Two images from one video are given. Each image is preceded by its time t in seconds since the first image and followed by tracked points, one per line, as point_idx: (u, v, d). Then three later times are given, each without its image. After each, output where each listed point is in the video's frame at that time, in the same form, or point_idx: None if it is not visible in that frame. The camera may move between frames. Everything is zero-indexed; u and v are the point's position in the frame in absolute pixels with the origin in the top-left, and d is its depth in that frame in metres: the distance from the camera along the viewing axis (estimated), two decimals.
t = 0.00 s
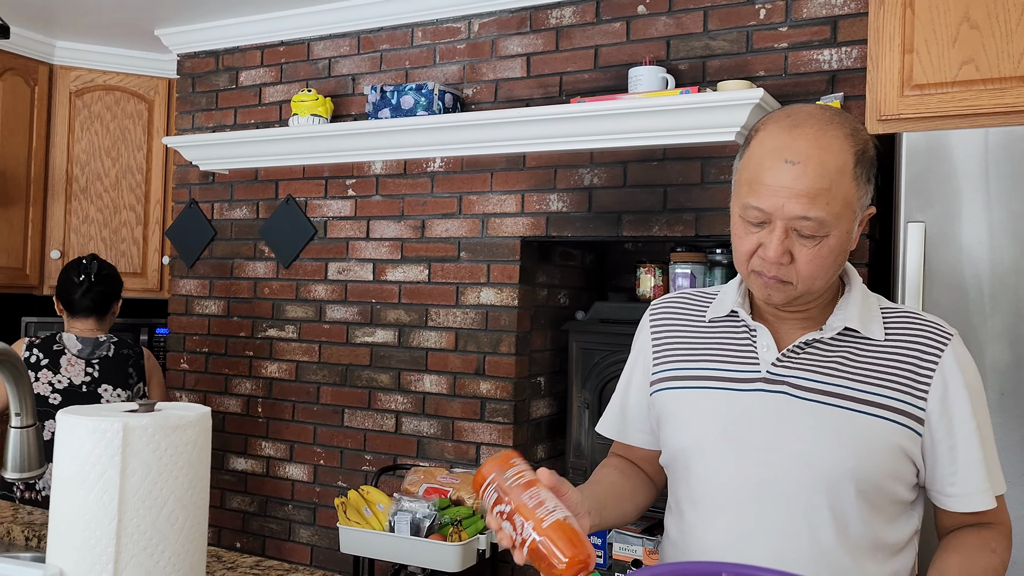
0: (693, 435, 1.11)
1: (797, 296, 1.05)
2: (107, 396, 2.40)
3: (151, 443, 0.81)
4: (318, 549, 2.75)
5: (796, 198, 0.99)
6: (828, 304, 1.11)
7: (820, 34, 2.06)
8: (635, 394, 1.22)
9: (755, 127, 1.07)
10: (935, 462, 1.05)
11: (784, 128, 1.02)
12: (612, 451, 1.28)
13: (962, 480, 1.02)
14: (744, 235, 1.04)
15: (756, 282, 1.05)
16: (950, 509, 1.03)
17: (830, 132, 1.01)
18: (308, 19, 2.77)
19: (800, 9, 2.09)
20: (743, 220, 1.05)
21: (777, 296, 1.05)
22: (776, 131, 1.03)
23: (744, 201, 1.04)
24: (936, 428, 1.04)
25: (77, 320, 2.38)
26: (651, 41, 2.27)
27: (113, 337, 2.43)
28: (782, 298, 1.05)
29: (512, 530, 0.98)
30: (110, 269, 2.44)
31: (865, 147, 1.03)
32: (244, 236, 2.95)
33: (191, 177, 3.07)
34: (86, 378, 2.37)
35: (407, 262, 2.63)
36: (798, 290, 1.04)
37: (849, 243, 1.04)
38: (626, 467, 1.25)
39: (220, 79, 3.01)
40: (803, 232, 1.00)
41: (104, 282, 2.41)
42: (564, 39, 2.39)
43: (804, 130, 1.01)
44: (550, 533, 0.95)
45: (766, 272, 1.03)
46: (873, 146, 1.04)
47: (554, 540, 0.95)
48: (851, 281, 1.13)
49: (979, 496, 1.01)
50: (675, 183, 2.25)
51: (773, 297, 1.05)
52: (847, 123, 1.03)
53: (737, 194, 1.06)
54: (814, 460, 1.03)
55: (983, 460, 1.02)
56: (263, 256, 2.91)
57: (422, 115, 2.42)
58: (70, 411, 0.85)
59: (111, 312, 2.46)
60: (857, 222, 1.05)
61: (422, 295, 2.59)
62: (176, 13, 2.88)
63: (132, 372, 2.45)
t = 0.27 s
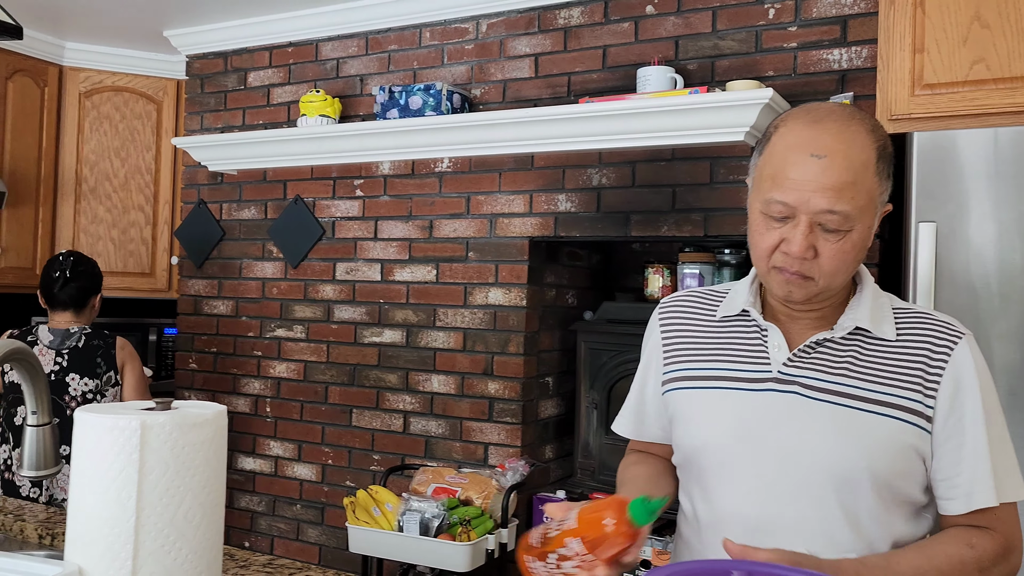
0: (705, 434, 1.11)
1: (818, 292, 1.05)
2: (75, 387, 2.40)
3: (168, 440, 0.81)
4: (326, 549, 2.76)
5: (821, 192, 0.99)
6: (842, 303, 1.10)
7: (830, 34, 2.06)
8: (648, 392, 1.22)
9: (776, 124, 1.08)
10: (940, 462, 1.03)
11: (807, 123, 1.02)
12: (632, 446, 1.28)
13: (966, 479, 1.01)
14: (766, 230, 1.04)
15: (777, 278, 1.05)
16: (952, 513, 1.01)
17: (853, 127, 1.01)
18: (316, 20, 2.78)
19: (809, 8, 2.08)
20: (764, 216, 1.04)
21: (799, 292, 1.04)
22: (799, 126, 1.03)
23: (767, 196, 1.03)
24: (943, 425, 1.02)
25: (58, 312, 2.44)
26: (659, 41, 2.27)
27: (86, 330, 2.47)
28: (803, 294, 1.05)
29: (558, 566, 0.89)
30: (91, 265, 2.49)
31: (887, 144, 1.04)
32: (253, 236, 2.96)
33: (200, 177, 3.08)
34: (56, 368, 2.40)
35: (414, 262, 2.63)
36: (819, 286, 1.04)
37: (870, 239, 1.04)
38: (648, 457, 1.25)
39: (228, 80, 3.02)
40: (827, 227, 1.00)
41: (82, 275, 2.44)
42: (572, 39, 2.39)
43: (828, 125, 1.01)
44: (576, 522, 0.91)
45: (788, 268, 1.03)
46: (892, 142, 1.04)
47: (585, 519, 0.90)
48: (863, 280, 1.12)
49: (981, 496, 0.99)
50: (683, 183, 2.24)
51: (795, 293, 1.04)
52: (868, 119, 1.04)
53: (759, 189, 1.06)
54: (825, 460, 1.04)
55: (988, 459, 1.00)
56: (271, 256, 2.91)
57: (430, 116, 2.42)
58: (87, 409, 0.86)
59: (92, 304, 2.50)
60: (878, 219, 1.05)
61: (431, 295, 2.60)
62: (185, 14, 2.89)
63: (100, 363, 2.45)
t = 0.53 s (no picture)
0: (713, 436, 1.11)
1: (846, 283, 1.04)
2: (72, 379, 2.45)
3: (173, 440, 0.82)
4: (330, 549, 2.76)
5: (846, 177, 1.00)
6: (846, 304, 1.11)
7: (834, 34, 2.06)
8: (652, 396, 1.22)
9: (780, 122, 1.09)
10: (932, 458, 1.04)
11: (818, 114, 1.04)
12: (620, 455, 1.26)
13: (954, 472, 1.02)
14: (790, 223, 1.04)
15: (804, 272, 1.04)
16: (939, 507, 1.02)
17: (862, 116, 1.04)
18: (321, 21, 2.78)
19: (813, 9, 2.08)
20: (786, 209, 1.05)
21: (830, 284, 1.03)
22: (810, 118, 1.05)
23: (788, 188, 1.04)
24: (942, 422, 1.03)
25: (71, 311, 2.52)
26: (664, 41, 2.27)
27: (93, 327, 2.52)
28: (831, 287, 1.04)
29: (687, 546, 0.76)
30: (98, 263, 2.54)
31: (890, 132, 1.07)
32: (258, 237, 2.97)
33: (205, 178, 3.09)
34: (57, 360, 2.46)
35: (419, 262, 2.64)
36: (846, 275, 1.03)
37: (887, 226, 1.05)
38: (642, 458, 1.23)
39: (233, 81, 3.03)
40: (853, 212, 1.01)
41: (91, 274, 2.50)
42: (576, 39, 2.40)
43: (839, 115, 1.03)
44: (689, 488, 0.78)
45: (818, 259, 1.03)
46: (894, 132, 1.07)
47: (696, 478, 0.77)
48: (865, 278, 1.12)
49: (971, 491, 1.00)
50: (687, 183, 2.24)
51: (825, 287, 1.03)
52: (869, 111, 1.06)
53: (776, 186, 1.06)
54: (837, 460, 1.05)
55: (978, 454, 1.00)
56: (276, 257, 2.92)
57: (434, 117, 2.42)
58: (93, 408, 0.86)
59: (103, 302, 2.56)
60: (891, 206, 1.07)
61: (435, 296, 2.60)
62: (190, 15, 2.90)
63: (99, 357, 2.48)
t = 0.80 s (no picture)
0: (723, 440, 1.10)
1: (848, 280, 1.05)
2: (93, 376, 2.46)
3: (177, 444, 0.82)
4: (333, 551, 2.77)
5: (840, 171, 1.02)
6: (847, 305, 1.12)
7: (836, 37, 2.06)
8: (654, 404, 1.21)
9: (766, 128, 1.12)
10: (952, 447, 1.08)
11: (805, 115, 1.07)
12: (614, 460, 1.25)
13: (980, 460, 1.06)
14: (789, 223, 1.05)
15: (807, 272, 1.04)
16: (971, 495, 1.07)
17: (848, 115, 1.07)
18: (323, 24, 2.79)
19: (815, 11, 2.08)
20: (783, 209, 1.06)
21: (833, 282, 1.04)
22: (797, 120, 1.07)
23: (783, 188, 1.05)
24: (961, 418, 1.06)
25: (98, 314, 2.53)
26: (666, 44, 2.28)
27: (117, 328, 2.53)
28: (835, 286, 1.04)
29: (829, 482, 0.85)
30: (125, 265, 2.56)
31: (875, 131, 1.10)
32: (261, 239, 2.97)
33: (209, 180, 3.10)
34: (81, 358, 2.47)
35: (421, 264, 2.64)
36: (848, 273, 1.04)
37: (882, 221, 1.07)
38: (639, 466, 1.22)
39: (237, 84, 3.03)
40: (850, 207, 1.02)
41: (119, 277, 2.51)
42: (578, 42, 2.40)
43: (827, 116, 1.05)
44: (851, 429, 0.88)
45: (819, 256, 1.03)
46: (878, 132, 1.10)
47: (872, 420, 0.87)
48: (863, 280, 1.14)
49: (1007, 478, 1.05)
50: (690, 186, 2.25)
51: (828, 285, 1.04)
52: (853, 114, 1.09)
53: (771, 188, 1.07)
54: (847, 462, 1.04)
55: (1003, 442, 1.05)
56: (280, 259, 2.93)
57: (437, 119, 2.43)
58: (97, 413, 0.87)
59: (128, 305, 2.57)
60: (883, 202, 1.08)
61: (438, 298, 2.60)
62: (193, 18, 2.91)
63: (119, 356, 2.49)
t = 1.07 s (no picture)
0: (720, 439, 1.10)
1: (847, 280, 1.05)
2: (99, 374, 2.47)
3: (176, 443, 0.82)
4: (334, 551, 2.77)
5: (838, 173, 1.02)
6: (842, 304, 1.12)
7: (837, 36, 2.06)
8: (646, 406, 1.21)
9: (759, 132, 1.12)
10: (957, 449, 1.07)
11: (799, 118, 1.07)
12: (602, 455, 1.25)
13: (990, 461, 1.04)
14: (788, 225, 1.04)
15: (808, 272, 1.04)
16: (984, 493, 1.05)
17: (840, 117, 1.07)
18: (324, 24, 2.79)
19: (816, 10, 2.08)
20: (782, 212, 1.05)
21: (834, 281, 1.04)
22: (792, 123, 1.07)
23: (782, 191, 1.05)
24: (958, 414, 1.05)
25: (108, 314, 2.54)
26: (667, 43, 2.28)
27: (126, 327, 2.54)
28: (836, 285, 1.04)
29: None
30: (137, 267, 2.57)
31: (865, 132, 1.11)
32: (263, 239, 2.97)
33: (210, 180, 3.10)
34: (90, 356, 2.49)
35: (423, 264, 2.64)
36: (848, 271, 1.04)
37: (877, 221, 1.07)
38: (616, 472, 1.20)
39: (238, 84, 3.04)
40: (849, 207, 1.02)
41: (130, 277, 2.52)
42: (579, 41, 2.40)
43: (821, 117, 1.06)
44: None
45: (820, 257, 1.03)
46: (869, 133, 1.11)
47: None
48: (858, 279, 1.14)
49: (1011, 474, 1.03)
50: (691, 185, 2.24)
51: (829, 283, 1.04)
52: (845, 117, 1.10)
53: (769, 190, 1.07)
54: (846, 459, 1.04)
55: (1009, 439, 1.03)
56: (281, 259, 2.93)
57: (438, 118, 2.42)
58: (97, 412, 0.87)
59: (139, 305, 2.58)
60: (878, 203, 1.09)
61: (439, 297, 2.60)
62: (195, 18, 2.91)
63: (127, 355, 2.49)
